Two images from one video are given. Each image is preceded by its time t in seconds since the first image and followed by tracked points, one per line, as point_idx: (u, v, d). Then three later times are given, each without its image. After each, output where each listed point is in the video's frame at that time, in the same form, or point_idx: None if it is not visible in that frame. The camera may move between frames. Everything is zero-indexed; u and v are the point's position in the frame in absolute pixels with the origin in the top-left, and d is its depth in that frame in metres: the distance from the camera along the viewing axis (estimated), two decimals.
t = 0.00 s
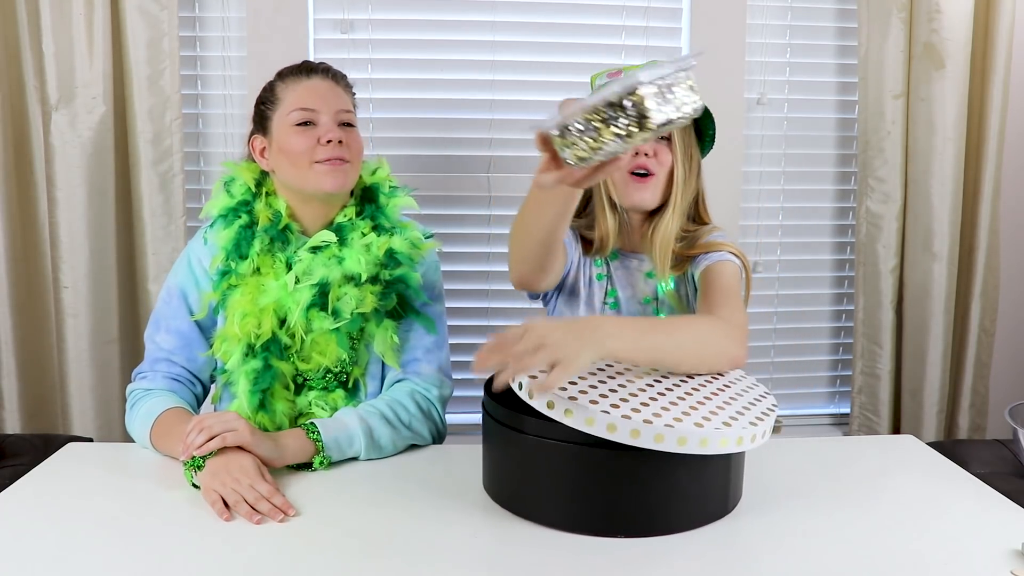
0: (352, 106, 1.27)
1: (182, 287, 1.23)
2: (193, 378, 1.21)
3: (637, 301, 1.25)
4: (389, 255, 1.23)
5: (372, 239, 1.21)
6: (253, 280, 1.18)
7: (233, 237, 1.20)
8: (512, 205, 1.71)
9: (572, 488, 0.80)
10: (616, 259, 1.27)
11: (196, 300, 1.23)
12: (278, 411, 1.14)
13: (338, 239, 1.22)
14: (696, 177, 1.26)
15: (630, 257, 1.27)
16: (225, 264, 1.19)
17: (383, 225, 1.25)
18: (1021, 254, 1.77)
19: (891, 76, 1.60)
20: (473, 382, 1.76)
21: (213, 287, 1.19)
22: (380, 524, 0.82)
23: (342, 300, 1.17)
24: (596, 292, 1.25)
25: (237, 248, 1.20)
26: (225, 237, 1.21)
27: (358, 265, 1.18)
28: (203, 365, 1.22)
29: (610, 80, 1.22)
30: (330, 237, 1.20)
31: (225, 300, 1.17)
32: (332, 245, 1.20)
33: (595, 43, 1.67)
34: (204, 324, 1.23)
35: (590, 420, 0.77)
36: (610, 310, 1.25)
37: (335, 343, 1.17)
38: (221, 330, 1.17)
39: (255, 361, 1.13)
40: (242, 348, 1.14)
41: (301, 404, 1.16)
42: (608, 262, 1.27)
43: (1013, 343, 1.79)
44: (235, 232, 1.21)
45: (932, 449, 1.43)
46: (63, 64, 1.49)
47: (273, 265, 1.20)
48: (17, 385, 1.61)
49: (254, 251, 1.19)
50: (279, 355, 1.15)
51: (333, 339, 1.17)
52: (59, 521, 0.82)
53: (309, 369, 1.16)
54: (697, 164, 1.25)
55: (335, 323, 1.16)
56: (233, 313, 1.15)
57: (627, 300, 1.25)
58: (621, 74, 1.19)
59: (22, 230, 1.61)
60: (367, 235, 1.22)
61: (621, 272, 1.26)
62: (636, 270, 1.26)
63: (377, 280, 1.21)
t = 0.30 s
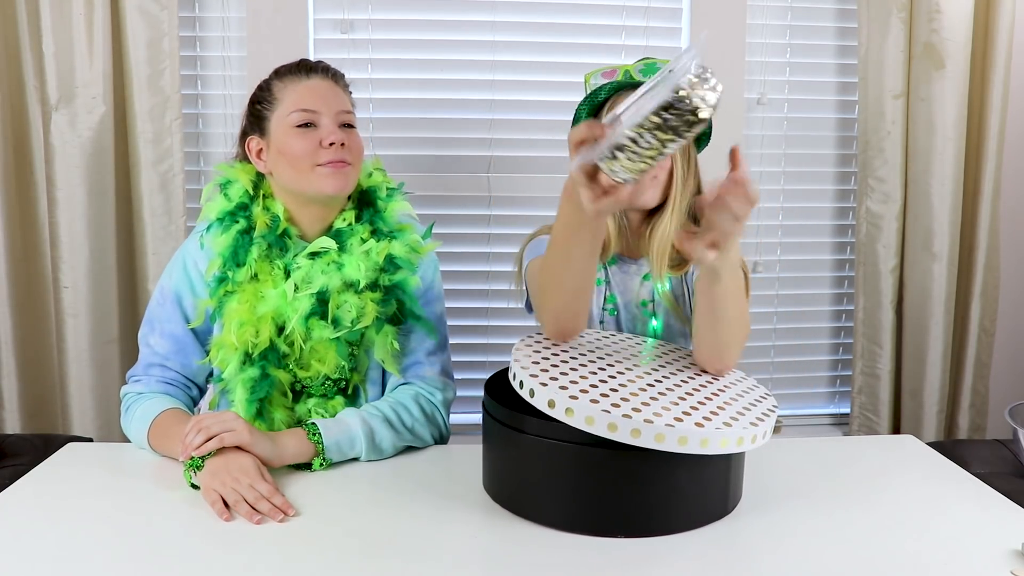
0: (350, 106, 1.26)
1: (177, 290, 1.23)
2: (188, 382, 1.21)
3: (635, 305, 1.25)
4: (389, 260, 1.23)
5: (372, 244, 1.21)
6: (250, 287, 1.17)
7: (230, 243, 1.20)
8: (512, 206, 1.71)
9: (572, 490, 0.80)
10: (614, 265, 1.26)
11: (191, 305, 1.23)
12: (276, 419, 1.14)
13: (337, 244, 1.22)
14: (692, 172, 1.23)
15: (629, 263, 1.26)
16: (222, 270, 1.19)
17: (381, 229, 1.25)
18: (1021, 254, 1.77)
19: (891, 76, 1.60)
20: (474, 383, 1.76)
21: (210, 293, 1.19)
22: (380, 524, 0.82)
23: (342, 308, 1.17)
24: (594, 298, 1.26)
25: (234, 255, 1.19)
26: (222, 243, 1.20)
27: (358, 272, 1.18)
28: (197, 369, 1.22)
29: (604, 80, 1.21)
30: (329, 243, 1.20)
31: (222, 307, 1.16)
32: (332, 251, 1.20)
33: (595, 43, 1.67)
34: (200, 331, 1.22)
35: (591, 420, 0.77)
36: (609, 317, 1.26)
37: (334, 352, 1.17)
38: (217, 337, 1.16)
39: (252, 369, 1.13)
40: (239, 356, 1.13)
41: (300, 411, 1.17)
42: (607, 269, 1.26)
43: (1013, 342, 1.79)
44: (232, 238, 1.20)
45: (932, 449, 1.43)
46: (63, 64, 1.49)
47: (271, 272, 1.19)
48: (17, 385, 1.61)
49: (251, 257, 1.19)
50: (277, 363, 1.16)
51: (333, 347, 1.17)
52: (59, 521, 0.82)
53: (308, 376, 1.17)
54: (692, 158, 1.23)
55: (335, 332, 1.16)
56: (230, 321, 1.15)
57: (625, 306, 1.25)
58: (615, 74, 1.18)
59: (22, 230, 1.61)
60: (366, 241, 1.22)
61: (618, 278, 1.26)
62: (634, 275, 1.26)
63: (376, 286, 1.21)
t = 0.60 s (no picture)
0: (366, 111, 1.26)
1: (180, 293, 1.22)
2: (189, 386, 1.21)
3: (635, 308, 1.25)
4: (396, 263, 1.23)
5: (380, 247, 1.21)
6: (258, 292, 1.17)
7: (239, 248, 1.20)
8: (513, 206, 1.71)
9: (572, 492, 0.80)
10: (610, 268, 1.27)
11: (193, 310, 1.23)
12: (281, 424, 1.15)
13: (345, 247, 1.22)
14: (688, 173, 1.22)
15: (627, 265, 1.28)
16: (229, 276, 1.18)
17: (389, 233, 1.25)
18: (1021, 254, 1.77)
19: (892, 76, 1.60)
20: (474, 383, 1.76)
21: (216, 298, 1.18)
22: (381, 524, 0.82)
23: (352, 311, 1.16)
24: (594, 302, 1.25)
25: (243, 261, 1.19)
26: (229, 248, 1.20)
27: (367, 275, 1.17)
28: (199, 374, 1.22)
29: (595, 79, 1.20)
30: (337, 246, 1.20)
31: (229, 313, 1.16)
32: (339, 254, 1.20)
33: (595, 43, 1.67)
34: (201, 334, 1.22)
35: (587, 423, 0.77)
36: (609, 322, 1.24)
37: (343, 355, 1.16)
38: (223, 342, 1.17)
39: (259, 375, 1.14)
40: (246, 362, 1.14)
41: (306, 415, 1.17)
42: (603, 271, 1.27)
43: (1013, 342, 1.79)
44: (239, 243, 1.20)
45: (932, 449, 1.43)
46: (63, 64, 1.49)
47: (278, 278, 1.19)
48: (17, 385, 1.61)
49: (259, 263, 1.19)
50: (284, 369, 1.16)
51: (342, 350, 1.16)
52: (60, 521, 0.82)
53: (316, 380, 1.17)
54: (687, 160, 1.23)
55: (345, 336, 1.16)
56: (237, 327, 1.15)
57: (624, 309, 1.25)
58: (607, 74, 1.17)
59: (22, 230, 1.61)
60: (375, 243, 1.22)
61: (616, 280, 1.26)
62: (632, 278, 1.26)
63: (385, 289, 1.21)
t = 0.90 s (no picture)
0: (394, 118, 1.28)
1: (191, 298, 1.22)
2: (192, 388, 1.21)
3: (631, 309, 1.25)
4: (415, 267, 1.24)
5: (400, 250, 1.22)
6: (277, 296, 1.18)
7: (259, 251, 1.20)
8: (512, 206, 1.71)
9: (572, 491, 0.80)
10: (607, 269, 1.27)
11: (204, 313, 1.22)
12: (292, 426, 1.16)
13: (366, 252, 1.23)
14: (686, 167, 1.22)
15: (625, 266, 1.27)
16: (249, 279, 1.18)
17: (409, 236, 1.26)
18: (1021, 253, 1.77)
19: (892, 75, 1.60)
20: (474, 383, 1.76)
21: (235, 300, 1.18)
22: (380, 523, 0.82)
23: (370, 314, 1.17)
24: (590, 303, 1.25)
25: (264, 265, 1.19)
26: (251, 250, 1.20)
27: (387, 279, 1.19)
28: (202, 380, 1.22)
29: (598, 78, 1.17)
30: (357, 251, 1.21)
31: (248, 315, 1.16)
32: (358, 257, 1.21)
33: (596, 43, 1.67)
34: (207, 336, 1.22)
35: (586, 422, 0.77)
36: (606, 323, 1.24)
37: (361, 358, 1.17)
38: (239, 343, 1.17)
39: (274, 377, 1.15)
40: (262, 364, 1.15)
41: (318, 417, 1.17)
42: (600, 271, 1.27)
43: (1013, 342, 1.79)
44: (261, 246, 1.20)
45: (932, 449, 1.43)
46: (63, 64, 1.49)
47: (298, 282, 1.20)
48: (17, 385, 1.61)
49: (280, 266, 1.19)
50: (299, 372, 1.17)
51: (360, 353, 1.18)
52: (60, 520, 0.82)
53: (330, 382, 1.18)
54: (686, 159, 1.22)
55: (363, 338, 1.17)
56: (255, 329, 1.15)
57: (621, 310, 1.25)
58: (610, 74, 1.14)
59: (22, 230, 1.61)
60: (395, 247, 1.23)
61: (613, 281, 1.26)
62: (630, 278, 1.27)
63: (402, 293, 1.22)
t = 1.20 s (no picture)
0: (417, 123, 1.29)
1: (204, 302, 1.22)
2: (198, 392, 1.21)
3: (628, 309, 1.25)
4: (429, 261, 1.24)
5: (415, 245, 1.23)
6: (294, 296, 1.18)
7: (279, 250, 1.20)
8: (513, 206, 1.71)
9: (574, 492, 0.80)
10: (604, 268, 1.27)
11: (215, 318, 1.22)
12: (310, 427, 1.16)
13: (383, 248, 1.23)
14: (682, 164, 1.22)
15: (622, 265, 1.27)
16: (267, 278, 1.18)
17: (423, 230, 1.28)
18: (1021, 253, 1.77)
19: (891, 76, 1.60)
20: (474, 383, 1.76)
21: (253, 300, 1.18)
22: (381, 524, 0.82)
23: (387, 310, 1.18)
24: (587, 302, 1.24)
25: (284, 263, 1.19)
26: (269, 249, 1.20)
27: (404, 274, 1.18)
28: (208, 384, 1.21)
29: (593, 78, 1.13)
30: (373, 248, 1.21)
31: (264, 315, 1.16)
32: (374, 254, 1.22)
33: (595, 43, 1.67)
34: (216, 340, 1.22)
35: (586, 421, 0.77)
36: (604, 322, 1.24)
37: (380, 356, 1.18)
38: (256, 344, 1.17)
39: (292, 378, 1.15)
40: (279, 365, 1.14)
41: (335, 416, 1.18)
42: (597, 271, 1.26)
43: (1013, 342, 1.79)
44: (279, 245, 1.20)
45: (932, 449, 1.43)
46: (63, 64, 1.49)
47: (315, 282, 1.20)
48: (17, 385, 1.61)
49: (299, 265, 1.19)
50: (316, 372, 1.17)
51: (377, 351, 1.18)
52: (61, 520, 0.82)
53: (347, 381, 1.18)
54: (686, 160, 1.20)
55: (381, 334, 1.18)
56: (272, 329, 1.15)
57: (618, 310, 1.25)
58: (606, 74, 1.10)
59: (22, 230, 1.61)
60: (410, 242, 1.24)
61: (610, 280, 1.26)
62: (627, 277, 1.26)
63: (417, 288, 1.22)
